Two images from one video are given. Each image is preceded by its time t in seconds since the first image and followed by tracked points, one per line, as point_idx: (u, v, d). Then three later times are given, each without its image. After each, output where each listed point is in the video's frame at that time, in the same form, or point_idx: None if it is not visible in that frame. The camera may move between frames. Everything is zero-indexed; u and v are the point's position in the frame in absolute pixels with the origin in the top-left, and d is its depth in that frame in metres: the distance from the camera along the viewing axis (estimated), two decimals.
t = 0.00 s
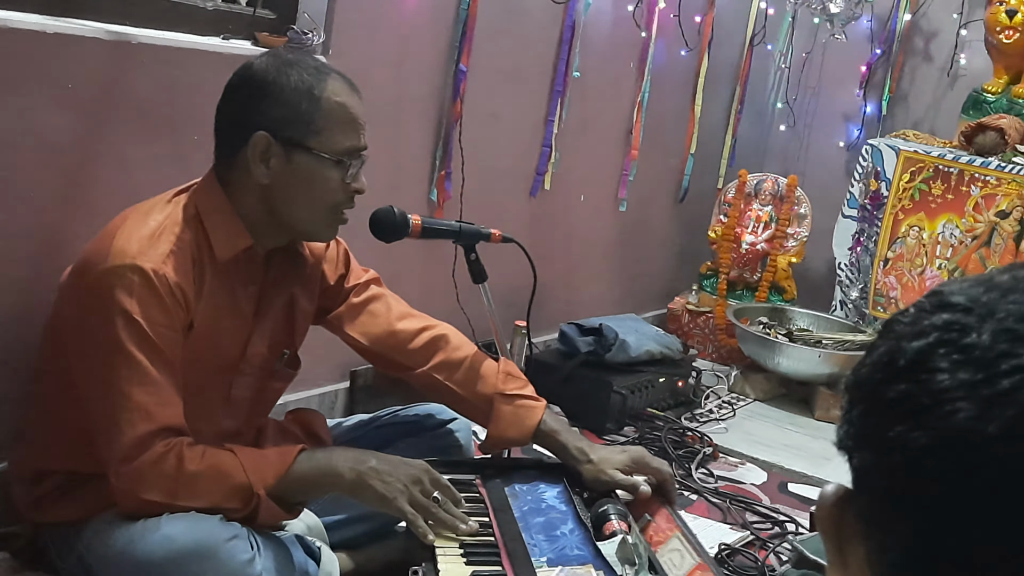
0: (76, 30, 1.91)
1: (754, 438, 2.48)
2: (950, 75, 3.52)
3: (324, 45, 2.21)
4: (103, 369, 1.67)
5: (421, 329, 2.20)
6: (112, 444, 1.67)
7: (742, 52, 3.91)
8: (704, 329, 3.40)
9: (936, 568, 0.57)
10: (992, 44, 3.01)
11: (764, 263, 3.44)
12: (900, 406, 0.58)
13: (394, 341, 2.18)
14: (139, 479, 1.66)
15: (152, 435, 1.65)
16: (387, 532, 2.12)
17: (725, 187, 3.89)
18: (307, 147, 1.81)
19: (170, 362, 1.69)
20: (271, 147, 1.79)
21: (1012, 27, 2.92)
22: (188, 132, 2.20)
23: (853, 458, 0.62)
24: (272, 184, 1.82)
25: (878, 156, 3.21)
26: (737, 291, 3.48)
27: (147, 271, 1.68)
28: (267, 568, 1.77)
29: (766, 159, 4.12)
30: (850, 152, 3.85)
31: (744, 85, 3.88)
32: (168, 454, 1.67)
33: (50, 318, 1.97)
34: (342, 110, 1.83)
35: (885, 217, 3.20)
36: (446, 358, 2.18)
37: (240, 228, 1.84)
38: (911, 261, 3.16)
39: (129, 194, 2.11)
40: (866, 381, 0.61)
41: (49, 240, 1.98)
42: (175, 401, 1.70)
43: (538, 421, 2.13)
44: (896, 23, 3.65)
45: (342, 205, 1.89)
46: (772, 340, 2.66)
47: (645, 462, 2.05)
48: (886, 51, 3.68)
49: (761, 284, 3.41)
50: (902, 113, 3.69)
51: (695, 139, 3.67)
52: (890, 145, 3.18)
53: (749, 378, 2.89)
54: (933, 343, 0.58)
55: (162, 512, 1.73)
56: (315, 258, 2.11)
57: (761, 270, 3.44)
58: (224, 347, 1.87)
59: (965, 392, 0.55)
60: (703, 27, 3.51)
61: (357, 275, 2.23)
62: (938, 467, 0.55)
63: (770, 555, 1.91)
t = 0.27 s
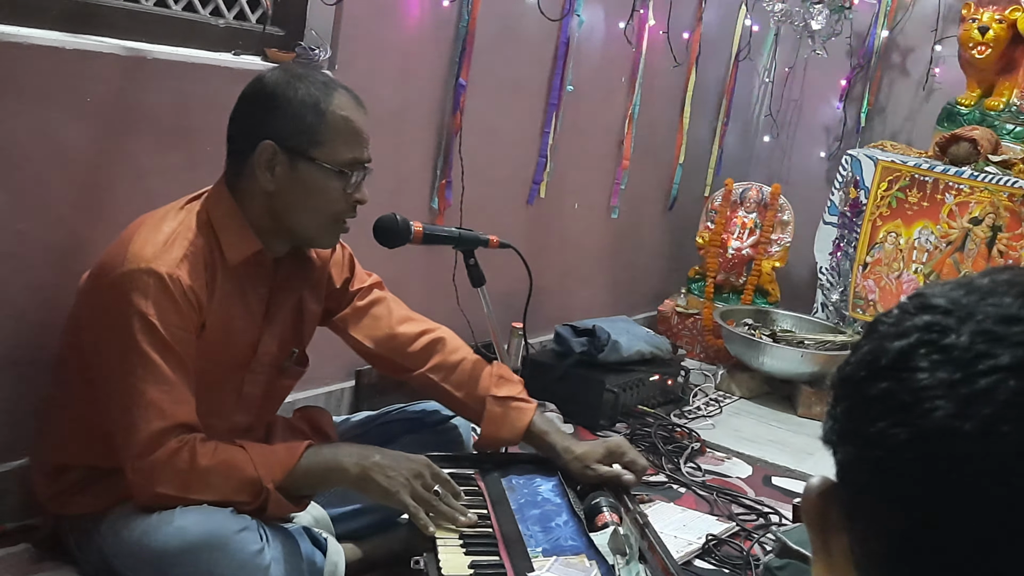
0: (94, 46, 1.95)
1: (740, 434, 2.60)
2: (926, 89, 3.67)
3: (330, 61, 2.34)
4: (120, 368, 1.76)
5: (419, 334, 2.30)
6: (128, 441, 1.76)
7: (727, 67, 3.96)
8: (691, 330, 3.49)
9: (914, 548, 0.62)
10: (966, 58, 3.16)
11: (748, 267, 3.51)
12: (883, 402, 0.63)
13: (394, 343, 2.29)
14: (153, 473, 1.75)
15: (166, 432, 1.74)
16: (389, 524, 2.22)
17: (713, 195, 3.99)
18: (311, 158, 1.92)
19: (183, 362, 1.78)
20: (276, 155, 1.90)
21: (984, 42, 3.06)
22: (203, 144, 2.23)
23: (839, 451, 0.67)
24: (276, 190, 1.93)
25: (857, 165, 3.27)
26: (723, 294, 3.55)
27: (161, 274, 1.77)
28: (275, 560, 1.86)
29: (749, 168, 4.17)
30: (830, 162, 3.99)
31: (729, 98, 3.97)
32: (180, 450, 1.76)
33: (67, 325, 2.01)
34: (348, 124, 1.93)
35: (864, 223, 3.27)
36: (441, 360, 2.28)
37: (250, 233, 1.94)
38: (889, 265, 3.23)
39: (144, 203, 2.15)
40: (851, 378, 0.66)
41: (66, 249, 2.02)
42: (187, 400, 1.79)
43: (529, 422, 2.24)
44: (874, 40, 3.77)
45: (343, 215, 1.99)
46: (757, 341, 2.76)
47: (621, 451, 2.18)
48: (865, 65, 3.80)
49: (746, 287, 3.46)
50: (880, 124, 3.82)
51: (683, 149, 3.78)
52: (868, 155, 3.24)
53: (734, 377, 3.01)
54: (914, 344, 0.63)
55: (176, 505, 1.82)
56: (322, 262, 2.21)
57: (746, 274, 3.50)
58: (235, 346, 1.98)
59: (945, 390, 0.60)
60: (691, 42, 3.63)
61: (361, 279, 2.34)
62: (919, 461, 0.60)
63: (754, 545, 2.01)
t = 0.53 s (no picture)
0: (104, 55, 2.02)
1: (731, 430, 2.67)
2: (912, 96, 3.75)
3: (332, 69, 2.41)
4: (128, 367, 1.82)
5: (420, 330, 2.37)
6: (137, 437, 1.81)
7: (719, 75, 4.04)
8: (684, 330, 3.53)
9: (891, 550, 0.62)
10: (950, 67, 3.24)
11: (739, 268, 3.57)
12: (861, 400, 0.64)
13: (394, 341, 2.35)
14: (161, 469, 1.80)
15: (173, 428, 1.80)
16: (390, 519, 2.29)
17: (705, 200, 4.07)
18: (316, 166, 1.98)
19: (190, 361, 1.84)
20: (283, 169, 1.97)
21: (966, 51, 3.14)
22: (208, 149, 2.30)
23: (818, 449, 0.68)
24: (287, 202, 2.01)
25: (844, 171, 3.35)
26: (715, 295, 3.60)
27: (169, 277, 1.83)
28: (280, 553, 1.91)
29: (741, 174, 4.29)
30: (819, 167, 4.09)
31: (721, 105, 4.03)
32: (187, 446, 1.81)
33: (77, 325, 2.08)
34: (346, 127, 2.00)
35: (851, 226, 3.34)
36: (442, 356, 2.35)
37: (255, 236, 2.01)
38: (875, 267, 3.29)
39: (151, 207, 2.22)
40: (831, 378, 0.67)
41: (77, 252, 2.09)
42: (193, 397, 1.85)
43: (527, 414, 2.31)
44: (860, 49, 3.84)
45: (355, 213, 2.07)
46: (747, 340, 2.84)
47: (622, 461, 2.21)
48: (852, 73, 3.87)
49: (737, 288, 3.53)
50: (867, 131, 3.89)
51: (676, 155, 3.86)
52: (854, 160, 3.32)
53: (725, 374, 3.07)
54: (891, 343, 0.63)
55: (183, 500, 1.87)
56: (323, 265, 2.28)
57: (737, 275, 3.56)
58: (239, 346, 2.04)
59: (921, 388, 0.60)
60: (684, 52, 3.70)
61: (362, 281, 2.41)
62: (895, 458, 0.60)
63: (745, 538, 2.07)
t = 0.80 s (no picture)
0: (103, 62, 2.05)
1: (723, 431, 2.70)
2: (900, 100, 3.79)
3: (330, 75, 2.45)
4: (127, 370, 1.86)
5: (417, 335, 2.40)
6: (135, 439, 1.84)
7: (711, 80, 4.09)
8: (677, 331, 3.56)
9: (881, 553, 0.61)
10: (936, 72, 3.26)
11: (732, 272, 3.62)
12: (852, 403, 0.63)
13: (391, 345, 2.39)
14: (158, 471, 1.83)
15: (169, 431, 1.83)
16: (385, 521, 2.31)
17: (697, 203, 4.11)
18: (313, 166, 2.02)
19: (188, 365, 1.87)
20: (279, 171, 2.00)
21: (953, 57, 3.16)
22: (207, 155, 2.33)
23: (809, 451, 0.67)
24: (286, 203, 2.03)
25: (834, 174, 3.38)
26: (707, 297, 3.65)
27: (167, 281, 1.86)
28: (276, 555, 1.94)
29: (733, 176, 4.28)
30: (809, 171, 4.11)
31: (713, 111, 4.07)
32: (185, 448, 1.84)
33: (77, 328, 2.10)
34: (339, 127, 2.04)
35: (840, 230, 3.37)
36: (440, 360, 2.39)
37: (254, 242, 2.03)
38: (864, 270, 3.33)
39: (150, 212, 2.24)
40: (822, 381, 0.66)
41: (76, 256, 2.12)
42: (191, 401, 1.87)
43: (522, 418, 2.34)
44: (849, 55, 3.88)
45: (351, 212, 2.10)
46: (739, 342, 2.87)
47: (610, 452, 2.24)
48: (841, 79, 3.91)
49: (729, 290, 3.57)
50: (856, 135, 3.93)
51: (669, 159, 3.89)
52: (844, 164, 3.35)
53: (717, 376, 3.11)
54: (882, 347, 0.63)
55: (181, 503, 1.91)
56: (322, 270, 2.31)
57: (729, 278, 3.61)
58: (237, 351, 2.07)
59: (910, 391, 0.60)
60: (676, 57, 3.74)
61: (360, 286, 2.43)
62: (886, 459, 0.60)
63: (736, 537, 2.10)
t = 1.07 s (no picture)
0: (99, 68, 2.07)
1: (716, 431, 2.72)
2: (890, 103, 3.81)
3: (324, 80, 2.47)
4: (121, 373, 1.87)
5: (408, 340, 2.42)
6: (131, 441, 1.85)
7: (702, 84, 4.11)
8: (670, 333, 3.57)
9: (865, 550, 0.64)
10: (927, 75, 3.26)
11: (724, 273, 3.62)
12: (839, 406, 0.65)
13: (383, 349, 2.40)
14: (154, 473, 1.84)
15: (165, 433, 1.84)
16: (381, 520, 2.36)
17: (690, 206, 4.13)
18: (308, 170, 2.04)
19: (183, 367, 1.88)
20: (274, 173, 2.02)
21: (943, 60, 3.18)
22: (202, 159, 2.35)
23: (791, 454, 0.69)
24: (277, 207, 2.05)
25: (825, 176, 3.39)
26: (700, 299, 3.63)
27: (161, 286, 1.88)
28: (272, 555, 1.95)
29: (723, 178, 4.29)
30: (800, 174, 4.11)
31: (704, 114, 4.11)
32: (180, 451, 1.85)
33: (72, 332, 2.12)
34: (337, 135, 2.06)
35: (832, 231, 3.36)
36: (430, 364, 2.40)
37: (248, 245, 2.05)
38: (856, 271, 3.33)
39: (146, 216, 2.26)
40: (806, 383, 0.68)
41: (72, 260, 2.13)
42: (187, 403, 1.89)
43: (511, 422, 2.35)
44: (839, 60, 3.88)
45: (342, 221, 2.12)
46: (731, 343, 2.89)
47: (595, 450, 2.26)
48: (831, 83, 3.91)
49: (722, 292, 3.58)
50: (847, 137, 3.94)
51: (661, 162, 3.91)
52: (836, 166, 3.35)
53: (710, 377, 3.12)
54: (867, 349, 0.65)
55: (177, 504, 1.92)
56: (314, 274, 2.33)
57: (722, 279, 3.61)
58: (231, 354, 2.09)
59: (898, 393, 0.62)
60: (668, 62, 3.76)
61: (352, 290, 2.46)
62: (874, 462, 0.62)
63: (729, 536, 2.12)
